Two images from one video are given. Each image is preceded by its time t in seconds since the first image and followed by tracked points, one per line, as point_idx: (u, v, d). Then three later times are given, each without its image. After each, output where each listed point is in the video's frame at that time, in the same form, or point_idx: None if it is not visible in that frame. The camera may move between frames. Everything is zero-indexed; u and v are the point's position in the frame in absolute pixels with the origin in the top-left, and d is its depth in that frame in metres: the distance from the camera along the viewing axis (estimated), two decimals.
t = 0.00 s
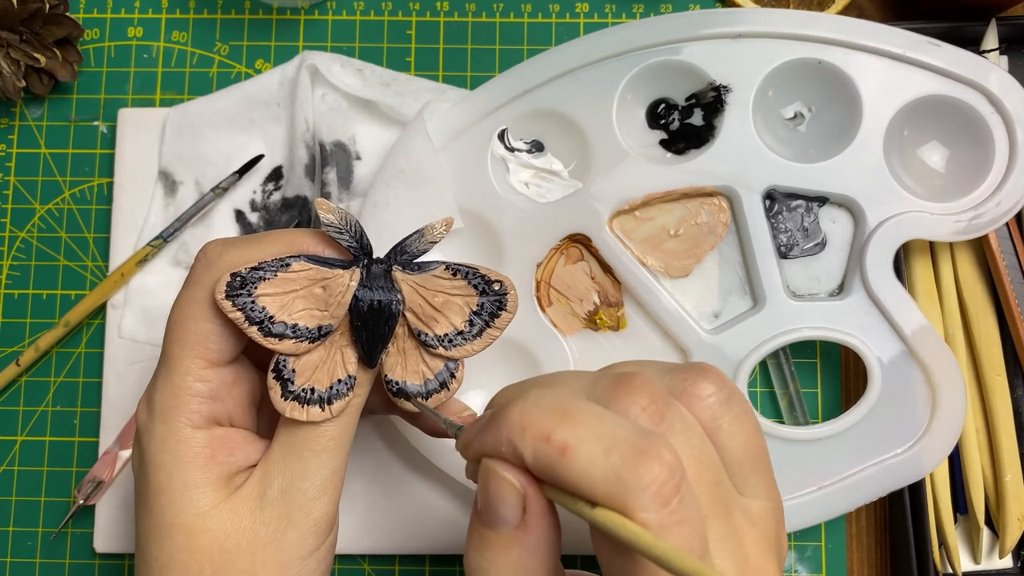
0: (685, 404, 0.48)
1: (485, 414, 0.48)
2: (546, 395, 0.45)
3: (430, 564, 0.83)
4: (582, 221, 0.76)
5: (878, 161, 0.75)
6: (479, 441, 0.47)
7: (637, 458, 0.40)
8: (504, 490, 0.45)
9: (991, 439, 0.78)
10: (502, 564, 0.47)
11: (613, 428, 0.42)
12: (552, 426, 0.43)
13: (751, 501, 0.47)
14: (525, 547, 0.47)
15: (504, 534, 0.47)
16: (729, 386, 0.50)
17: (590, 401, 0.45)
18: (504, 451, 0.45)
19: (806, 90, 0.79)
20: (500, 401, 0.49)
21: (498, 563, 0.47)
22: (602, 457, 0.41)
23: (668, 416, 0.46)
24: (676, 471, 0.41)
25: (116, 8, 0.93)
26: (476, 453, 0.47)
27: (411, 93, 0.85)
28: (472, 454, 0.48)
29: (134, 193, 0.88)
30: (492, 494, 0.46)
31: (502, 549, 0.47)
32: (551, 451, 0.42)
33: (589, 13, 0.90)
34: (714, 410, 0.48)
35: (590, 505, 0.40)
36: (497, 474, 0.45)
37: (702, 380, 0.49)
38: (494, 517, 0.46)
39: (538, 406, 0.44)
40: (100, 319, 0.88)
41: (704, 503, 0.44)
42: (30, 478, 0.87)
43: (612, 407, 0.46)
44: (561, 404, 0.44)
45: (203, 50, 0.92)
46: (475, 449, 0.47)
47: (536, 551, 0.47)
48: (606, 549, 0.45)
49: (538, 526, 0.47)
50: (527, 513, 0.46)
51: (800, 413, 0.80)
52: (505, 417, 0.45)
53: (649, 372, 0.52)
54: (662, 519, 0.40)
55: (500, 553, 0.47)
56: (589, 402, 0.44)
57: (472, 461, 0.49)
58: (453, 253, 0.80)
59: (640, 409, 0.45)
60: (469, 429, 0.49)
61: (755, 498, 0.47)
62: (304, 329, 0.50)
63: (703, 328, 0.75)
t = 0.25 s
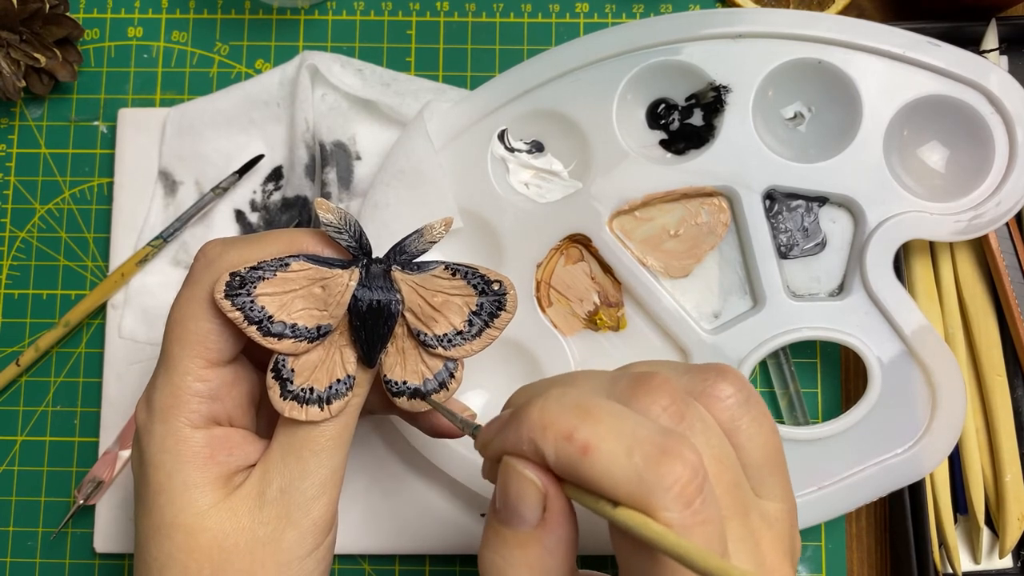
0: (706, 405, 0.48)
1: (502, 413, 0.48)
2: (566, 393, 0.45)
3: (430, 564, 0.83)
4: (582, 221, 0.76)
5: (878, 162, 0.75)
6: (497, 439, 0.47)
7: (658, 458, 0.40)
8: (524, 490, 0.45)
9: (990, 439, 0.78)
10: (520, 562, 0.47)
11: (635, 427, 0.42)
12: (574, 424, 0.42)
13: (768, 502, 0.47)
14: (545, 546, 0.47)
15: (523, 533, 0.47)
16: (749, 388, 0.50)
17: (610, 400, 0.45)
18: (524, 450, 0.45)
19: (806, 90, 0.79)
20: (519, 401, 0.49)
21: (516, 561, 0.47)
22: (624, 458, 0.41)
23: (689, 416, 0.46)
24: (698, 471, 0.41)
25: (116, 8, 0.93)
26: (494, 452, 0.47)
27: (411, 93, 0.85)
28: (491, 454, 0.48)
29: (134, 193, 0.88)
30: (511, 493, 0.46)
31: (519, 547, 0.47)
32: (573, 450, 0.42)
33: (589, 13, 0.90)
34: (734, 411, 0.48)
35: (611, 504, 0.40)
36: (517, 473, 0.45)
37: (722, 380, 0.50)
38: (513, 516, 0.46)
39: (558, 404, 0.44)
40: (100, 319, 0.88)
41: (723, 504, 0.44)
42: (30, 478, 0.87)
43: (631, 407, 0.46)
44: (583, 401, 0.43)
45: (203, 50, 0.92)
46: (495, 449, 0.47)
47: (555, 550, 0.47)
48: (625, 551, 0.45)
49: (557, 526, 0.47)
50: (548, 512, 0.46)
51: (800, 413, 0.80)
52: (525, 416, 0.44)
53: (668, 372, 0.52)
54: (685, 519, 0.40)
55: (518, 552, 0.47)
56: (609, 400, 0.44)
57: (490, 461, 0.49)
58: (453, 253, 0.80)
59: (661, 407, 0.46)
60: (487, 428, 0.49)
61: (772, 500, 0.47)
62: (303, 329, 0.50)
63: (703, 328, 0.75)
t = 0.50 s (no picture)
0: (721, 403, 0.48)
1: (519, 407, 0.48)
2: (582, 387, 0.45)
3: (430, 564, 0.83)
4: (582, 221, 0.76)
5: (878, 162, 0.75)
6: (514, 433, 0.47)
7: (676, 451, 0.41)
8: (540, 482, 0.45)
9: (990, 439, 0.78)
10: (533, 556, 0.47)
11: (651, 421, 0.42)
12: (591, 418, 0.42)
13: (781, 500, 0.47)
14: (558, 541, 0.47)
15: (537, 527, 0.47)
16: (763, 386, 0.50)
17: (627, 394, 0.45)
18: (541, 443, 0.45)
19: (806, 90, 0.79)
20: (534, 395, 0.50)
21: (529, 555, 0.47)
22: (641, 451, 0.41)
23: (704, 412, 0.46)
24: (715, 466, 0.41)
25: (116, 8, 0.93)
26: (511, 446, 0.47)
27: (411, 93, 0.85)
28: (507, 448, 0.49)
29: (134, 193, 0.88)
30: (527, 486, 0.46)
31: (532, 541, 0.47)
32: (589, 444, 0.42)
33: (589, 13, 0.90)
34: (748, 409, 0.49)
35: (627, 497, 0.40)
36: (534, 464, 0.45)
37: (737, 377, 0.50)
38: (527, 509, 0.46)
39: (574, 398, 0.44)
40: (100, 319, 0.88)
41: (738, 500, 0.44)
42: (30, 478, 0.87)
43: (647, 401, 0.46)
44: (598, 396, 0.43)
45: (203, 50, 0.92)
46: (510, 442, 0.48)
47: (568, 546, 0.47)
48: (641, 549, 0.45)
49: (573, 521, 0.46)
50: (563, 507, 0.46)
51: (801, 413, 0.80)
52: (542, 411, 0.44)
53: (684, 367, 0.53)
54: (701, 513, 0.40)
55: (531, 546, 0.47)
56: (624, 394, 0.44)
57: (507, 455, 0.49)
58: (453, 253, 0.80)
59: (677, 402, 0.45)
60: (504, 421, 0.49)
61: (785, 497, 0.48)
62: (304, 329, 0.50)
63: (703, 328, 0.75)
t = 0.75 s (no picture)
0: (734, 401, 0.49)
1: (529, 403, 0.48)
2: (594, 383, 0.45)
3: (430, 564, 0.83)
4: (582, 221, 0.76)
5: (878, 162, 0.75)
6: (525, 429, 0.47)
7: (688, 448, 0.41)
8: (552, 478, 0.45)
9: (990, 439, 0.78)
10: (543, 551, 0.47)
11: (665, 418, 0.42)
12: (604, 414, 0.42)
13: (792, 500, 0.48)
14: (569, 535, 0.47)
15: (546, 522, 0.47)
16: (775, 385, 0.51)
17: (639, 390, 0.45)
18: (552, 439, 0.45)
19: (806, 90, 0.79)
20: (547, 391, 0.50)
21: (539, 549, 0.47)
22: (655, 447, 0.41)
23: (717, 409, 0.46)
24: (728, 463, 0.41)
25: (116, 8, 0.93)
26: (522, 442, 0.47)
27: (411, 93, 0.85)
28: (519, 444, 0.48)
29: (134, 193, 0.88)
30: (538, 482, 0.46)
31: (542, 536, 0.47)
32: (602, 440, 0.42)
33: (589, 13, 0.90)
34: (761, 408, 0.49)
35: (639, 494, 0.40)
36: (545, 460, 0.45)
37: (750, 376, 0.50)
38: (538, 505, 0.46)
39: (586, 394, 0.44)
40: (100, 319, 0.88)
41: (750, 500, 0.44)
42: (30, 478, 0.87)
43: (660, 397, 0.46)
44: (611, 392, 0.43)
45: (203, 50, 0.92)
46: (522, 438, 0.47)
47: (578, 541, 0.47)
48: (650, 542, 0.45)
49: (583, 517, 0.46)
50: (574, 503, 0.46)
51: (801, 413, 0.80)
52: (553, 407, 0.44)
53: (696, 364, 0.53)
54: (713, 510, 0.40)
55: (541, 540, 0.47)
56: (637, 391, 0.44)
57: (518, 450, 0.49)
58: (453, 253, 0.80)
59: (690, 400, 0.45)
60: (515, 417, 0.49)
61: (796, 498, 0.48)
62: (304, 329, 0.50)
63: (703, 328, 0.75)
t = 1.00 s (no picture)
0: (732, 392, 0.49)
1: (530, 394, 0.48)
2: (594, 375, 0.45)
3: (430, 564, 0.83)
4: (582, 221, 0.76)
5: (878, 162, 0.75)
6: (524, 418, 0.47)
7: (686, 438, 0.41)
8: (550, 464, 0.45)
9: (990, 439, 0.78)
10: (541, 540, 0.47)
11: (663, 408, 0.42)
12: (602, 402, 0.43)
13: (791, 494, 0.47)
14: (566, 524, 0.47)
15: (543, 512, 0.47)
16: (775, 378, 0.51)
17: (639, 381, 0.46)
18: (551, 427, 0.45)
19: (806, 90, 0.79)
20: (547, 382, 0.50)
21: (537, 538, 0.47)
22: (651, 435, 0.41)
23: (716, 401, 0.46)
24: (725, 453, 0.42)
25: (116, 8, 0.93)
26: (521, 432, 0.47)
27: (411, 93, 0.85)
28: (518, 433, 0.49)
29: (134, 193, 0.88)
30: (535, 469, 0.46)
31: (540, 526, 0.47)
32: (600, 427, 0.42)
33: (589, 13, 0.90)
34: (759, 400, 0.49)
35: (636, 483, 0.40)
36: (542, 447, 0.45)
37: (749, 369, 0.50)
38: (536, 493, 0.46)
39: (586, 383, 0.44)
40: (100, 319, 0.88)
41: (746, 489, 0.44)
42: (30, 478, 0.87)
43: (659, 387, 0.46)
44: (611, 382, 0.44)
45: (203, 50, 0.92)
46: (521, 427, 0.48)
47: (575, 529, 0.47)
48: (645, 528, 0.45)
49: (580, 505, 0.47)
50: (571, 490, 0.46)
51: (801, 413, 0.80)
52: (553, 395, 0.45)
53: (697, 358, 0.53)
54: (710, 499, 0.40)
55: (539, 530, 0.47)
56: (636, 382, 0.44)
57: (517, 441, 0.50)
58: (453, 253, 0.80)
59: (688, 391, 0.46)
60: (516, 407, 0.49)
61: (795, 493, 0.48)
62: (304, 329, 0.50)
63: (703, 328, 0.75)
